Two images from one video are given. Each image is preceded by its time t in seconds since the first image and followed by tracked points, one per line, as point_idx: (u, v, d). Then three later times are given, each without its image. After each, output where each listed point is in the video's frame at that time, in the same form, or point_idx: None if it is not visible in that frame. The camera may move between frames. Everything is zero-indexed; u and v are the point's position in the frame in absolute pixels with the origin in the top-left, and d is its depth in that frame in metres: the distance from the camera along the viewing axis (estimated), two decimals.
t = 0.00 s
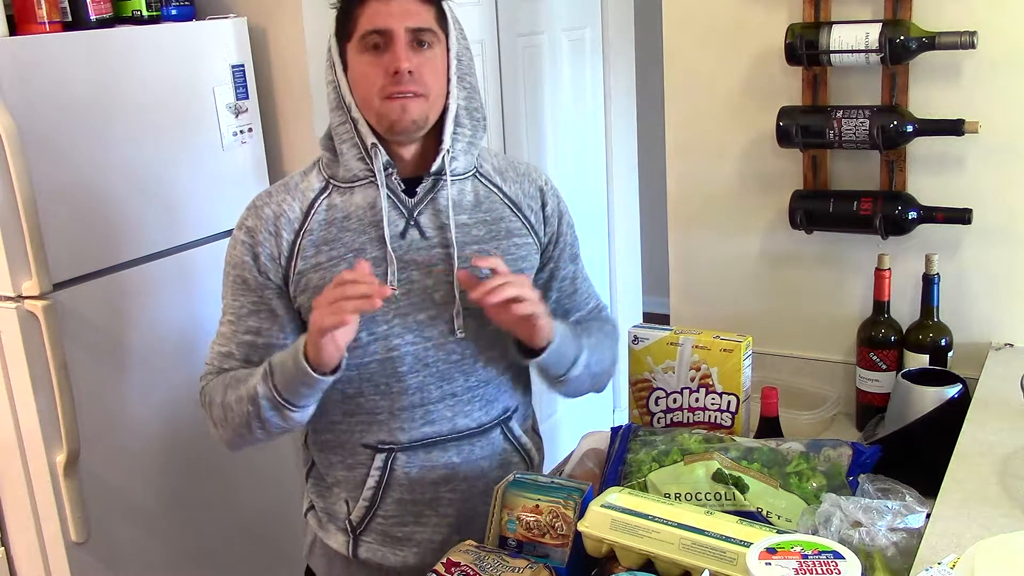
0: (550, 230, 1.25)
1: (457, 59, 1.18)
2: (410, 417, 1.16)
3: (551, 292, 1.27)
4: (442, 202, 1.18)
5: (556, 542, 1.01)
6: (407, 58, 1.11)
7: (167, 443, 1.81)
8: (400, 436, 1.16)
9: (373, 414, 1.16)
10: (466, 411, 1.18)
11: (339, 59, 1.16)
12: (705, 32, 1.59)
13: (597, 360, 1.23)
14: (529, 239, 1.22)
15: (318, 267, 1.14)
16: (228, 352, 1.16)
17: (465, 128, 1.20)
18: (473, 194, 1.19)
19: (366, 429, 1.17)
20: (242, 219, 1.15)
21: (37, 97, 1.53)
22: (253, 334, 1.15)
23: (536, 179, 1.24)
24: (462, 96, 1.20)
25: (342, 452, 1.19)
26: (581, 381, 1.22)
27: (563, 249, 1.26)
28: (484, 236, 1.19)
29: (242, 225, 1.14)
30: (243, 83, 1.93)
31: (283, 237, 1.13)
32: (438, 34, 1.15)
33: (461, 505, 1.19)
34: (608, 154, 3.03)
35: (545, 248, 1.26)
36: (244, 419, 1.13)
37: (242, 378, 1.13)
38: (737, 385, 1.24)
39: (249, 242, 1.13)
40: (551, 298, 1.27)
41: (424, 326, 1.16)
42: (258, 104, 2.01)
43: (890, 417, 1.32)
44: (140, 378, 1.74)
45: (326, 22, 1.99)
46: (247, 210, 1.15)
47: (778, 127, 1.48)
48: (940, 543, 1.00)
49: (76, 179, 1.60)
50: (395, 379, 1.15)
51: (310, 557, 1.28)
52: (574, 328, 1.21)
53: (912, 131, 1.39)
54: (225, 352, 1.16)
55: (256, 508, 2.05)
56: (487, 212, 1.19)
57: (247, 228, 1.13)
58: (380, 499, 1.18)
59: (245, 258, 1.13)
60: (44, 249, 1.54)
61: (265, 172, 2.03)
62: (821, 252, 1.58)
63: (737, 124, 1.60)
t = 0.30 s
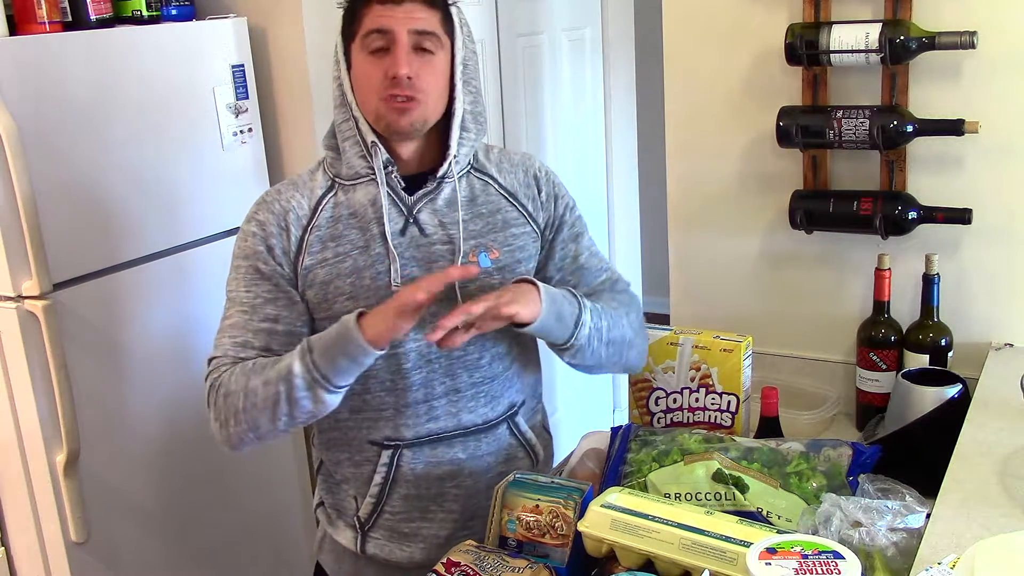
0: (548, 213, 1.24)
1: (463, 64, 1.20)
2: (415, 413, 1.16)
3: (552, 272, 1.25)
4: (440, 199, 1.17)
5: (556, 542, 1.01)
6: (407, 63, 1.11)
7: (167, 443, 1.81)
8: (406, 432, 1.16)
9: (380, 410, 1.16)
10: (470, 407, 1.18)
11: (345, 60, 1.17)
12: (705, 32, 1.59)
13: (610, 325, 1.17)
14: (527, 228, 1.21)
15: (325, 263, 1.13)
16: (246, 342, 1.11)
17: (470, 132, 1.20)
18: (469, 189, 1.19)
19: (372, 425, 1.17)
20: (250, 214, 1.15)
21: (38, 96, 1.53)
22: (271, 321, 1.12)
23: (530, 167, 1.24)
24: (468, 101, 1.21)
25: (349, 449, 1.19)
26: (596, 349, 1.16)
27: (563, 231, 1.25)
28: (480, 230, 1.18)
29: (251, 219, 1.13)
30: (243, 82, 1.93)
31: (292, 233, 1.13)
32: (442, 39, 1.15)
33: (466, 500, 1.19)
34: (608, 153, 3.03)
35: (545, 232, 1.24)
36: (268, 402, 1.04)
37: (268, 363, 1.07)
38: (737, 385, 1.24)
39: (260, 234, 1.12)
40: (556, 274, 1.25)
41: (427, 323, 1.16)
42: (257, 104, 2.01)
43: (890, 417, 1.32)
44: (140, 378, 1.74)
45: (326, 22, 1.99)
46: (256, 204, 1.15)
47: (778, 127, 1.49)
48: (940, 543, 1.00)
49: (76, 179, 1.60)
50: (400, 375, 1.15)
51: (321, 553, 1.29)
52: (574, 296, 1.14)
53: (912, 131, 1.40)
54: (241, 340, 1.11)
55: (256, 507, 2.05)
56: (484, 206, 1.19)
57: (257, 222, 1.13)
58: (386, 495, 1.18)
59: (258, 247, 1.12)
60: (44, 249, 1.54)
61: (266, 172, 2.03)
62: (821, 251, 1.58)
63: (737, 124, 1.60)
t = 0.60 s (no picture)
0: (559, 212, 1.24)
1: (474, 67, 1.20)
2: (423, 420, 1.16)
3: (573, 269, 1.26)
4: (448, 204, 1.17)
5: (556, 542, 1.01)
6: (417, 69, 1.11)
7: (167, 443, 1.81)
8: (413, 438, 1.16)
9: (387, 416, 1.16)
10: (478, 413, 1.18)
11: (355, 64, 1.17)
12: (705, 32, 1.59)
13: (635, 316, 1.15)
14: (536, 231, 1.21)
15: (334, 266, 1.13)
16: (257, 340, 1.09)
17: (481, 136, 1.20)
18: (477, 194, 1.19)
19: (379, 431, 1.17)
20: (258, 213, 1.14)
21: (38, 96, 1.53)
22: (282, 318, 1.11)
23: (536, 168, 1.24)
24: (479, 104, 1.21)
25: (354, 454, 1.19)
26: (621, 339, 1.14)
27: (576, 230, 1.25)
28: (489, 234, 1.18)
29: (260, 217, 1.13)
30: (243, 82, 1.93)
31: (300, 232, 1.12)
32: (452, 43, 1.15)
33: (474, 506, 1.18)
34: (608, 153, 3.03)
35: (558, 231, 1.25)
36: (284, 399, 1.03)
37: (282, 361, 1.06)
38: (736, 385, 1.25)
39: (271, 231, 1.11)
40: (574, 269, 1.26)
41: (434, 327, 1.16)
42: (257, 104, 2.01)
43: (890, 417, 1.32)
44: (140, 378, 1.74)
45: (326, 21, 1.99)
46: (264, 204, 1.15)
47: (778, 127, 1.49)
48: (940, 543, 1.00)
49: (76, 179, 1.60)
50: (408, 381, 1.15)
51: (323, 556, 1.29)
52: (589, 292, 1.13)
53: (912, 131, 1.40)
54: (250, 338, 1.09)
55: (256, 507, 2.05)
56: (493, 210, 1.19)
57: (267, 219, 1.12)
58: (393, 501, 1.18)
59: (269, 244, 1.11)
60: (44, 249, 1.54)
61: (266, 172, 2.03)
62: (821, 251, 1.58)
63: (737, 124, 1.60)
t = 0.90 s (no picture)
0: (573, 218, 1.24)
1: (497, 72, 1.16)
2: (432, 430, 1.15)
3: (587, 275, 1.25)
4: (462, 212, 1.16)
5: (556, 542, 1.01)
6: (439, 82, 1.08)
7: (167, 443, 1.81)
8: (421, 448, 1.16)
9: (394, 425, 1.15)
10: (487, 423, 1.18)
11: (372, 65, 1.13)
12: (705, 32, 1.59)
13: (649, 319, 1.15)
14: (548, 238, 1.21)
15: (345, 273, 1.12)
16: (266, 344, 1.06)
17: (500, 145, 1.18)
18: (490, 201, 1.18)
19: (385, 441, 1.16)
20: (266, 214, 1.11)
21: (38, 96, 1.53)
22: (292, 322, 1.09)
23: (550, 173, 1.23)
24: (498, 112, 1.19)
25: (358, 462, 1.19)
26: (638, 347, 1.14)
27: (588, 237, 1.25)
28: (503, 243, 1.18)
29: (270, 218, 1.10)
30: (243, 83, 1.93)
31: (311, 237, 1.10)
32: (477, 55, 1.12)
33: (481, 514, 1.19)
34: (608, 153, 3.03)
35: (570, 236, 1.25)
36: (293, 406, 1.02)
37: (289, 366, 1.04)
38: (736, 385, 1.25)
39: (282, 233, 1.09)
40: (587, 277, 1.25)
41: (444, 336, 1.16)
42: (258, 104, 2.01)
43: (890, 417, 1.32)
44: (140, 378, 1.74)
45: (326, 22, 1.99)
46: (273, 204, 1.12)
47: (778, 127, 1.49)
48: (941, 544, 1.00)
49: (76, 179, 1.60)
50: (418, 391, 1.14)
51: (323, 562, 1.28)
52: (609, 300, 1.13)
53: (912, 131, 1.40)
54: (259, 341, 1.06)
55: (256, 508, 2.05)
56: (505, 218, 1.18)
57: (278, 220, 1.10)
58: (400, 509, 1.18)
59: (278, 247, 1.09)
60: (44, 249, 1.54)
61: (266, 172, 2.03)
62: (821, 251, 1.58)
63: (737, 124, 1.60)
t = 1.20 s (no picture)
0: (578, 233, 1.26)
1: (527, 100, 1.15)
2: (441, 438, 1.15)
3: (572, 297, 1.28)
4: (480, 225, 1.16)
5: (556, 542, 1.01)
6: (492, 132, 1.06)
7: (167, 443, 1.81)
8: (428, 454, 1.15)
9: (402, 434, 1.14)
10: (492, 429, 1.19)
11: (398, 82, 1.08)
12: (705, 32, 1.59)
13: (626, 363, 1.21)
14: (559, 250, 1.22)
15: (353, 285, 1.10)
16: (273, 370, 1.07)
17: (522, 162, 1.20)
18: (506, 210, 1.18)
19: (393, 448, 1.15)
20: (267, 226, 1.09)
21: (38, 97, 1.53)
22: (292, 343, 1.07)
23: (564, 185, 1.26)
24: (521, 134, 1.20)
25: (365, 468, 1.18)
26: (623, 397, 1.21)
27: (587, 254, 1.28)
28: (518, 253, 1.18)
29: (271, 231, 1.08)
30: (243, 83, 1.93)
31: (316, 250, 1.08)
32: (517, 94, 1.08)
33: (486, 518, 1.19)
34: (608, 153, 3.03)
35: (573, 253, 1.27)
36: (285, 463, 1.03)
37: (293, 416, 1.04)
38: (736, 385, 1.24)
39: (282, 250, 1.07)
40: (572, 300, 1.29)
41: (458, 347, 1.15)
42: (258, 104, 2.01)
43: (890, 417, 1.32)
44: (140, 379, 1.74)
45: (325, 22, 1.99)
46: (273, 216, 1.09)
47: (778, 127, 1.49)
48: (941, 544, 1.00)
49: (76, 179, 1.60)
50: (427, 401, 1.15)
51: (324, 564, 1.28)
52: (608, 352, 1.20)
53: (912, 131, 1.40)
54: (265, 370, 1.07)
55: (257, 508, 2.05)
56: (521, 228, 1.19)
57: (278, 235, 1.08)
58: (405, 514, 1.18)
59: (279, 266, 1.07)
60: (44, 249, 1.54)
61: (266, 172, 2.03)
62: (821, 251, 1.58)
63: (737, 124, 1.60)
